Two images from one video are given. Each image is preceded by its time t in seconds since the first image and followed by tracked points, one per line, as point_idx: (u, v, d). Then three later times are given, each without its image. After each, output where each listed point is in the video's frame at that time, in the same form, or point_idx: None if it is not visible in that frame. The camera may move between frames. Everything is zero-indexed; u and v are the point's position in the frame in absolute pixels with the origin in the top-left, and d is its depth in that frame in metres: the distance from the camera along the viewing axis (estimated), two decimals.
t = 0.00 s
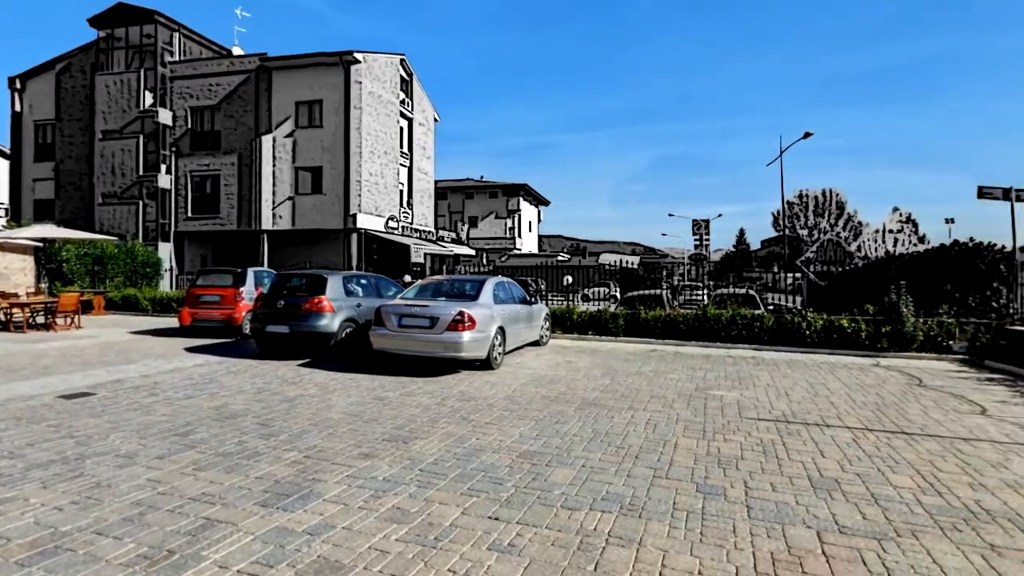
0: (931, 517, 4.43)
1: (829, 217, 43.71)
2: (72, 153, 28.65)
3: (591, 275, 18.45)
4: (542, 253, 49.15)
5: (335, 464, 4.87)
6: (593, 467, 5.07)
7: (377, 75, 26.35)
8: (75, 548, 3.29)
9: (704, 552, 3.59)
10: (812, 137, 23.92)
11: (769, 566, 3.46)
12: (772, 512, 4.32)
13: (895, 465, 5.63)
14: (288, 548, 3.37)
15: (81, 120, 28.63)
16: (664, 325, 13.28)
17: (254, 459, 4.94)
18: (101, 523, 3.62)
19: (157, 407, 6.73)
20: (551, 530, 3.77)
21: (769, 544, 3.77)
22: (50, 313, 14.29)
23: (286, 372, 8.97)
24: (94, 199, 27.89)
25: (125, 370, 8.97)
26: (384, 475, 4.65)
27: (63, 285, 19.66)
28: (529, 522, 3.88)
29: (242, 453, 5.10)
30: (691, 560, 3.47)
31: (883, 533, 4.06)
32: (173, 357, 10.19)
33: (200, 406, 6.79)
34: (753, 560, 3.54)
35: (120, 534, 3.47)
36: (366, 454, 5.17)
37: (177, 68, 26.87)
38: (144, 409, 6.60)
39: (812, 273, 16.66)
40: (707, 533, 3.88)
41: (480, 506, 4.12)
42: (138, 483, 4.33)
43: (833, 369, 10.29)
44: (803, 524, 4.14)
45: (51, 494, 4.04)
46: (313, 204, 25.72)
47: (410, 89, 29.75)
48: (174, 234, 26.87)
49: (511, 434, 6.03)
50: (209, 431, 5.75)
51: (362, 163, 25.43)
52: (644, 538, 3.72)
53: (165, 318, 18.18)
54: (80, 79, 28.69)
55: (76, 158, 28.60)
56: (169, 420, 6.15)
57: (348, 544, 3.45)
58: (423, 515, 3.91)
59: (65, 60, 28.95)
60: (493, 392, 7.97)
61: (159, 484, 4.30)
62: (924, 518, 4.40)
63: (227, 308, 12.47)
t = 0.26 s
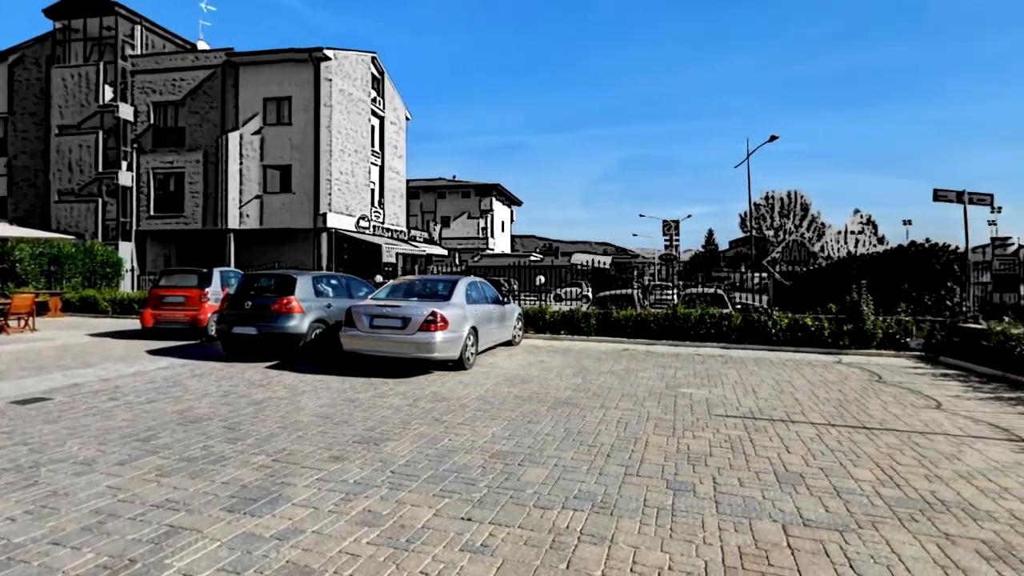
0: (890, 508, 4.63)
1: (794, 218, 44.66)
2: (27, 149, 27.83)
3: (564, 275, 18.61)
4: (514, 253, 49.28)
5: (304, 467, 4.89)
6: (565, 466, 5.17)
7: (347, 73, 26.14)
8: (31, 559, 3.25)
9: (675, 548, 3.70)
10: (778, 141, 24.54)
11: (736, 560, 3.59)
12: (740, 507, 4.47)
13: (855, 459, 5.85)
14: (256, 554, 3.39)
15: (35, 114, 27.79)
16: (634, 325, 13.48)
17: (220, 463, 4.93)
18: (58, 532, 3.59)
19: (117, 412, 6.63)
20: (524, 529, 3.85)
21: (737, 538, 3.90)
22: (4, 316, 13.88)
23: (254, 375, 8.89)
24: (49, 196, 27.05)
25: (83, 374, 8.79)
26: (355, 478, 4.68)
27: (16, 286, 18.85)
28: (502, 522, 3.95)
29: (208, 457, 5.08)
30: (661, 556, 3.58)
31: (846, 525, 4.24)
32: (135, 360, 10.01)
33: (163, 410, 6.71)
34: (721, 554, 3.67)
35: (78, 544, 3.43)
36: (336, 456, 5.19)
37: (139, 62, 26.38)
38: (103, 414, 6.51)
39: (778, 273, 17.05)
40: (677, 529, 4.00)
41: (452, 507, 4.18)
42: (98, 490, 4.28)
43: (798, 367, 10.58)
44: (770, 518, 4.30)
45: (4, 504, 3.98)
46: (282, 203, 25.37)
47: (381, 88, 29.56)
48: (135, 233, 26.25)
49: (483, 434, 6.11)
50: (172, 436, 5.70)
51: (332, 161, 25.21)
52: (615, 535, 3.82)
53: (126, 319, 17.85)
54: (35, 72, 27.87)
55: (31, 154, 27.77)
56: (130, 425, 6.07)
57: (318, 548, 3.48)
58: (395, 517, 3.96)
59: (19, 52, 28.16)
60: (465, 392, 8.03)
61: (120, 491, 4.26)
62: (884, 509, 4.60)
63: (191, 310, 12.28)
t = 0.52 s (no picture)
0: (856, 501, 4.80)
1: (765, 219, 45.44)
2: None
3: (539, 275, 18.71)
4: (491, 253, 49.32)
5: (276, 471, 4.89)
6: (541, 465, 5.25)
7: (321, 70, 25.92)
8: None
9: (649, 545, 3.80)
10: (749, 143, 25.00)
11: (709, 555, 3.70)
12: (712, 503, 4.59)
13: (823, 454, 6.03)
14: (227, 560, 3.39)
15: None
16: (610, 324, 13.64)
17: (189, 468, 4.90)
18: (18, 542, 3.54)
19: (80, 417, 6.53)
20: (500, 530, 3.92)
21: (710, 534, 4.01)
22: None
23: (224, 377, 8.81)
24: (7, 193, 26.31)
25: (45, 378, 8.62)
26: (329, 481, 4.70)
27: None
28: (478, 522, 4.02)
29: (176, 462, 5.05)
30: (636, 552, 3.67)
31: (814, 518, 4.39)
32: (100, 363, 9.83)
33: (129, 415, 6.62)
34: (695, 550, 3.77)
35: (38, 554, 3.39)
36: (309, 459, 5.20)
37: (103, 56, 25.81)
38: (66, 419, 6.40)
39: (749, 273, 17.38)
40: (651, 526, 4.10)
41: (428, 508, 4.23)
42: (59, 498, 4.23)
43: (769, 365, 10.82)
44: (742, 513, 4.42)
45: None
46: (254, 201, 25.04)
47: (356, 86, 29.35)
48: (99, 232, 25.72)
49: (460, 434, 6.16)
50: (138, 441, 5.64)
51: (305, 159, 25.00)
52: (591, 534, 3.91)
53: (90, 321, 17.48)
54: None
55: None
56: (94, 430, 5.99)
57: (291, 552, 3.50)
58: (370, 519, 3.99)
59: None
60: (441, 392, 8.07)
61: (82, 499, 4.21)
62: (850, 503, 4.76)
63: (159, 311, 12.09)
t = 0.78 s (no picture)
0: (818, 494, 4.98)
1: (730, 221, 46.23)
2: None
3: (510, 275, 18.78)
4: (461, 253, 49.24)
5: (241, 476, 4.87)
6: (513, 465, 5.33)
7: (288, 66, 25.62)
8: None
9: (618, 542, 3.90)
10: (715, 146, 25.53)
11: (677, 550, 3.81)
12: (680, 499, 4.73)
13: (786, 449, 6.23)
14: (189, 569, 3.37)
15: None
16: (580, 324, 13.79)
17: (149, 475, 4.84)
18: None
19: (33, 424, 6.38)
20: (471, 530, 3.98)
21: (678, 529, 4.13)
22: None
23: (186, 381, 8.69)
24: None
25: None
26: (296, 485, 4.70)
27: None
28: (449, 523, 4.07)
29: (134, 469, 4.99)
30: (606, 549, 3.77)
31: (778, 512, 4.55)
32: (54, 368, 9.58)
33: (84, 421, 6.50)
34: (663, 545, 3.88)
35: None
36: (275, 464, 5.18)
37: (57, 47, 25.02)
38: (18, 426, 6.26)
39: (716, 272, 17.71)
40: (620, 523, 4.20)
41: (397, 511, 4.26)
42: (9, 509, 4.15)
43: (735, 363, 11.07)
44: (709, 508, 4.56)
45: None
46: (218, 199, 24.62)
47: (323, 83, 29.06)
48: (53, 230, 25.06)
49: (430, 435, 6.21)
50: (95, 448, 5.55)
51: (272, 157, 24.70)
52: (561, 532, 4.00)
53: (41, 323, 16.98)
54: None
55: None
56: (48, 437, 5.87)
57: (257, 559, 3.50)
58: (339, 523, 4.01)
59: None
60: (411, 393, 8.09)
61: (35, 509, 4.14)
62: (812, 496, 4.94)
63: (117, 313, 11.82)
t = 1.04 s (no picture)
0: (781, 488, 5.16)
1: (697, 222, 46.92)
2: None
3: (481, 275, 18.81)
4: (432, 253, 49.05)
5: (204, 482, 4.82)
6: (483, 465, 5.39)
7: (253, 62, 25.24)
8: None
9: (588, 539, 3.99)
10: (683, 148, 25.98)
11: (645, 546, 3.92)
12: (649, 495, 4.84)
13: (750, 445, 6.41)
14: None
15: None
16: (551, 323, 13.91)
17: (107, 483, 4.77)
18: None
19: None
20: (441, 532, 4.02)
21: (646, 526, 4.23)
22: None
23: (147, 384, 8.53)
24: None
25: None
26: (262, 490, 4.67)
27: None
28: (419, 525, 4.10)
29: (91, 477, 4.90)
30: (576, 547, 3.86)
31: (743, 506, 4.69)
32: (6, 372, 9.31)
33: (37, 427, 6.35)
34: (632, 542, 3.98)
35: None
36: (240, 468, 5.15)
37: (8, 38, 24.27)
38: None
39: (683, 272, 18.02)
40: (591, 521, 4.29)
41: (366, 514, 4.28)
42: None
43: (701, 361, 11.30)
44: (676, 504, 4.68)
45: None
46: (179, 197, 24.10)
47: (290, 79, 28.70)
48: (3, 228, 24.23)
49: (400, 437, 6.23)
50: (49, 455, 5.43)
51: (236, 155, 24.32)
52: (531, 531, 4.07)
53: None
54: None
55: None
56: None
57: (221, 566, 3.48)
58: (306, 528, 4.01)
59: None
60: (381, 395, 8.08)
61: None
62: (775, 490, 5.11)
63: (72, 315, 11.51)
